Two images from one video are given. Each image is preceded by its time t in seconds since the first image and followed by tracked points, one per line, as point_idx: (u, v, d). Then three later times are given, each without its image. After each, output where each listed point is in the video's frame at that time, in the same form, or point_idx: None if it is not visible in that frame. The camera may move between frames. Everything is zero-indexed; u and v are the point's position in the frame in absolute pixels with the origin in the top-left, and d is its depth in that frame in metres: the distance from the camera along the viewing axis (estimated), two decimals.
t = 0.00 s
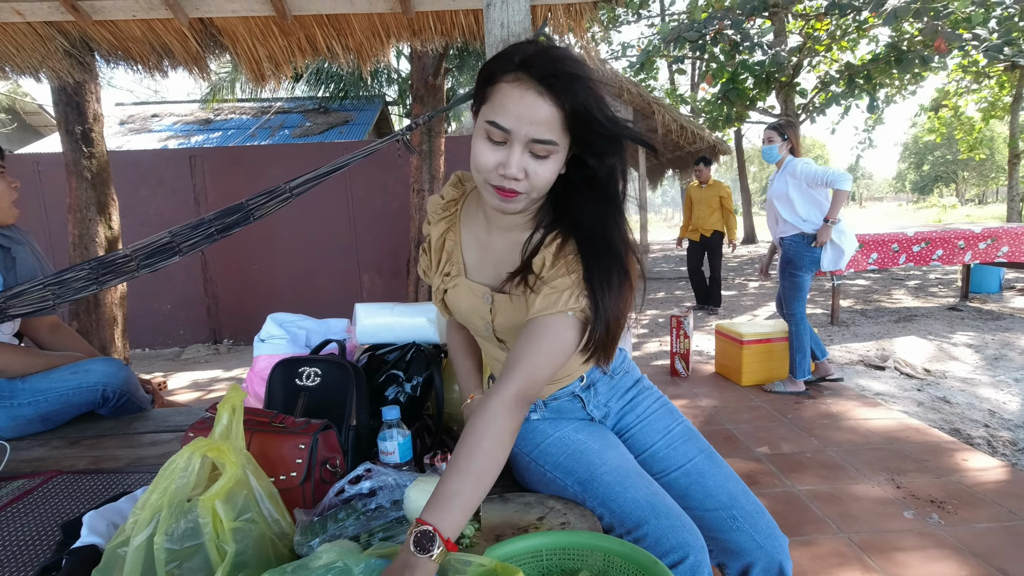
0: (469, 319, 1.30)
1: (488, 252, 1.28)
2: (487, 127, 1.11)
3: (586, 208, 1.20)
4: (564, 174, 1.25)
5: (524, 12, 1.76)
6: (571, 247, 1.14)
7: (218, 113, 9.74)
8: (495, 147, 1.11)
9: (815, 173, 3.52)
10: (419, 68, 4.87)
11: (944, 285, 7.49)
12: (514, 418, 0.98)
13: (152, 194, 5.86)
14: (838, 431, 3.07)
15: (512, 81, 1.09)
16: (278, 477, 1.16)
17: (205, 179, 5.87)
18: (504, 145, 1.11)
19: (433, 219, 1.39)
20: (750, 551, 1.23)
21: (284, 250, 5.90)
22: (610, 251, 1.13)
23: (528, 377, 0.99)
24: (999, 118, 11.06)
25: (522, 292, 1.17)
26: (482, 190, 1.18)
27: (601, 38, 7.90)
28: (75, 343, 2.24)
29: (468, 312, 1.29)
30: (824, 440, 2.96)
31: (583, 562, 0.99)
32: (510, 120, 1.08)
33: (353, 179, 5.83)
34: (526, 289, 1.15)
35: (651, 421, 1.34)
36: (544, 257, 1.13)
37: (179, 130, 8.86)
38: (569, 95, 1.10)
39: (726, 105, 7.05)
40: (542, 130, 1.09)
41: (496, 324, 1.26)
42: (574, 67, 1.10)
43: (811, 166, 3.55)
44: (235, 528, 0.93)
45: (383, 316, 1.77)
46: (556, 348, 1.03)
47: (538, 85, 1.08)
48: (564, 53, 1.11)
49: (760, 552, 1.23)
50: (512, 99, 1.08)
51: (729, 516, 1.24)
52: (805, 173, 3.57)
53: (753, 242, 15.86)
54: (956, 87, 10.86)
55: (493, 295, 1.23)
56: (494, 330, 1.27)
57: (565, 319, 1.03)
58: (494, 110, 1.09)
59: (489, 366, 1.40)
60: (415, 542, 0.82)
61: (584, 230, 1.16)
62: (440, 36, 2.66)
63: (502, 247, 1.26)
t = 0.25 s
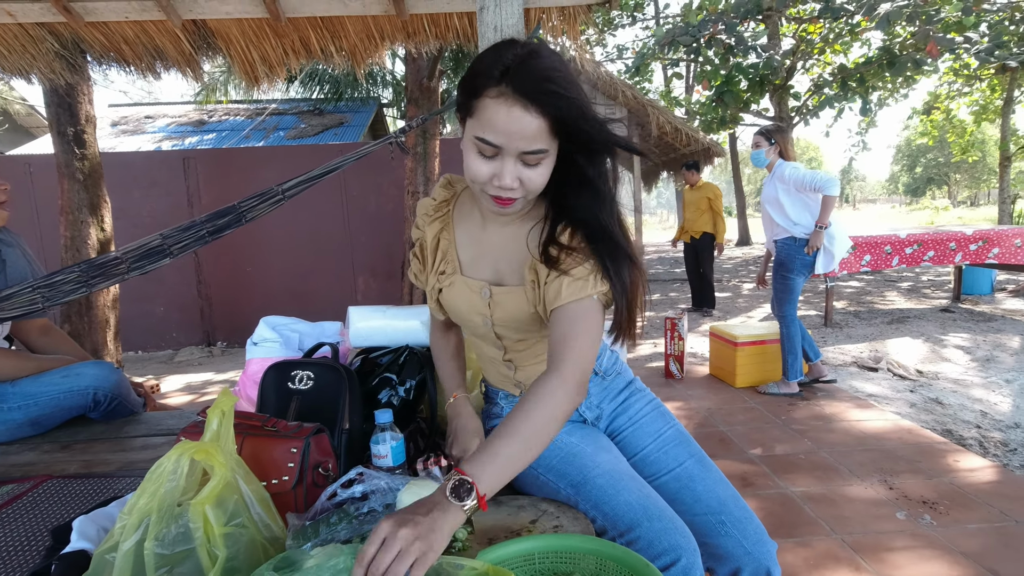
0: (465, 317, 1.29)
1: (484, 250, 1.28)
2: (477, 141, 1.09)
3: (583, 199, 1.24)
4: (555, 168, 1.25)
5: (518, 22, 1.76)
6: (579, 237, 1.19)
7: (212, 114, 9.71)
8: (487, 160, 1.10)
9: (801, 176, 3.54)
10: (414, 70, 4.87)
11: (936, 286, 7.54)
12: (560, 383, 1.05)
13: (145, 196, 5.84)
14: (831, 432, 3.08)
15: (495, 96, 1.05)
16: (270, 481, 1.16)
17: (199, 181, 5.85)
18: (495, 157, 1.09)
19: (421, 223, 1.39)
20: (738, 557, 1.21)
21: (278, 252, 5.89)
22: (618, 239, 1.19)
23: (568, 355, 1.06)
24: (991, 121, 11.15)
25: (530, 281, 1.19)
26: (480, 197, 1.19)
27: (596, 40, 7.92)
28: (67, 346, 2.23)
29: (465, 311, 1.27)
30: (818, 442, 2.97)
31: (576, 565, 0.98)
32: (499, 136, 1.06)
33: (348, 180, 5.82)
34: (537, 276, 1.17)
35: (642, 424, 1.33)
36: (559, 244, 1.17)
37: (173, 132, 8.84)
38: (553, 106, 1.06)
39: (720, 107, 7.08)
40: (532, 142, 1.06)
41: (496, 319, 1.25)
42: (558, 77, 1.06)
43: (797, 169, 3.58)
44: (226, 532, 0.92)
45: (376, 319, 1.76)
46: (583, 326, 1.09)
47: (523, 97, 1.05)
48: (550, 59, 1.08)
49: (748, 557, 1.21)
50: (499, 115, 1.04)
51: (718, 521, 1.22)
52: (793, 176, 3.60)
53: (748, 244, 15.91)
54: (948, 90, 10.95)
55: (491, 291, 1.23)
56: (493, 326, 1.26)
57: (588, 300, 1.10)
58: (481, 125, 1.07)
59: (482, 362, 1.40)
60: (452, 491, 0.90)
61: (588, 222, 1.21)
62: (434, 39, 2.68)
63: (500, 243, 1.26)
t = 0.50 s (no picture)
0: (469, 316, 1.25)
1: (485, 247, 1.26)
2: (464, 154, 1.10)
3: (577, 177, 1.23)
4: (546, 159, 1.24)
5: (513, 34, 1.77)
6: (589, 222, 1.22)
7: (206, 115, 9.67)
8: (476, 171, 1.11)
9: (789, 181, 3.59)
10: (409, 71, 4.90)
11: (928, 288, 7.59)
12: (629, 357, 1.17)
13: (138, 198, 5.81)
14: (825, 433, 3.09)
15: (476, 114, 1.05)
16: (262, 483, 1.15)
17: (192, 183, 5.82)
18: (483, 168, 1.10)
19: (408, 229, 1.34)
20: (724, 558, 1.16)
21: (272, 253, 5.87)
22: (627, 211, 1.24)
23: (619, 333, 1.17)
24: (981, 124, 11.25)
25: (544, 271, 1.20)
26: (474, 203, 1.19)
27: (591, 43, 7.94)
28: (57, 348, 2.21)
29: (470, 309, 1.23)
30: (811, 442, 2.98)
31: (568, 565, 0.98)
32: (484, 152, 1.07)
33: (342, 181, 5.81)
34: (553, 265, 1.19)
35: (632, 425, 1.31)
36: (576, 232, 1.21)
37: (166, 132, 8.80)
38: (534, 116, 1.06)
39: (714, 110, 7.11)
40: (516, 152, 1.08)
41: (504, 314, 1.22)
42: (539, 91, 1.07)
43: (785, 173, 3.63)
44: (218, 535, 0.92)
45: (370, 320, 1.75)
46: (618, 305, 1.19)
47: (503, 112, 1.05)
48: (530, 66, 1.09)
49: (734, 559, 1.15)
50: (480, 132, 1.05)
51: (705, 524, 1.17)
52: (781, 180, 3.65)
53: (742, 245, 15.99)
54: (939, 93, 11.04)
55: (499, 285, 1.21)
56: (501, 322, 1.23)
57: (614, 279, 1.18)
58: (466, 140, 1.08)
59: (477, 361, 1.36)
60: (530, 428, 1.07)
61: (595, 196, 1.23)
62: (429, 40, 2.68)
63: (501, 238, 1.25)
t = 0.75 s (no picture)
0: (467, 315, 1.22)
1: (481, 244, 1.24)
2: (456, 149, 1.09)
3: (568, 168, 1.24)
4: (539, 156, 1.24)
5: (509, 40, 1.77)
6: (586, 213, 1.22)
7: (201, 115, 9.65)
8: (468, 164, 1.09)
9: (782, 189, 3.59)
10: (404, 72, 4.97)
11: (922, 289, 7.64)
12: (638, 354, 1.18)
13: (132, 198, 5.78)
14: (819, 433, 3.10)
15: (470, 107, 1.05)
16: (253, 484, 1.14)
17: (187, 183, 5.80)
18: (476, 162, 1.09)
19: (401, 233, 1.32)
20: (718, 559, 1.15)
21: (267, 254, 5.86)
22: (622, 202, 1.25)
23: (628, 333, 1.19)
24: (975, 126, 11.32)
25: (542, 264, 1.19)
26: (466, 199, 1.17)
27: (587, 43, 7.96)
28: (49, 349, 2.20)
29: (468, 307, 1.22)
30: (805, 442, 2.99)
31: (561, 566, 0.98)
32: (477, 145, 1.06)
33: (338, 182, 5.80)
34: (551, 259, 1.19)
35: (627, 426, 1.31)
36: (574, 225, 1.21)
37: (161, 133, 8.77)
38: (526, 109, 1.05)
39: (710, 111, 7.14)
40: (510, 144, 1.07)
41: (502, 309, 1.20)
42: (529, 81, 1.06)
43: (780, 180, 3.61)
44: (208, 537, 0.91)
45: (364, 321, 1.73)
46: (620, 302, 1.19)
47: (495, 106, 1.05)
48: (521, 61, 1.09)
49: (728, 560, 1.15)
50: (474, 124, 1.05)
51: (699, 524, 1.17)
52: (774, 186, 3.64)
53: (737, 247, 16.04)
54: (933, 95, 11.10)
55: (496, 280, 1.19)
56: (500, 318, 1.21)
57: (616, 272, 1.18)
58: (459, 133, 1.07)
59: (471, 360, 1.31)
60: (563, 424, 1.09)
61: (589, 187, 1.24)
62: (424, 41, 2.67)
63: (496, 234, 1.24)
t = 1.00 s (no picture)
0: (448, 315, 1.19)
1: (464, 244, 1.21)
2: (432, 141, 1.07)
3: (546, 176, 1.21)
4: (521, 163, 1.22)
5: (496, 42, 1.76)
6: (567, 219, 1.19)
7: (199, 115, 9.64)
8: (443, 159, 1.08)
9: (781, 185, 3.58)
10: (398, 71, 4.98)
11: (919, 288, 7.63)
12: (601, 371, 1.19)
13: (126, 199, 5.76)
14: (813, 434, 3.09)
15: (445, 99, 1.05)
16: (225, 491, 1.12)
17: (181, 184, 5.79)
18: (451, 156, 1.08)
19: (383, 232, 1.29)
20: (698, 566, 1.14)
21: (262, 255, 5.84)
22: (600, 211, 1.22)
23: (595, 351, 1.18)
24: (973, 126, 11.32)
25: (523, 266, 1.16)
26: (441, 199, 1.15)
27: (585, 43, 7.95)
28: (32, 353, 2.18)
29: (449, 307, 1.18)
30: (798, 444, 2.98)
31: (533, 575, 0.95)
32: (452, 136, 1.05)
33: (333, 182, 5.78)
34: (531, 261, 1.16)
35: (609, 431, 1.29)
36: (554, 233, 1.18)
37: (159, 133, 8.76)
38: (501, 104, 1.05)
39: (708, 111, 7.14)
40: (485, 139, 1.05)
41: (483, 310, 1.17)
42: (503, 78, 1.06)
43: (778, 176, 3.61)
44: (177, 545, 0.91)
45: (346, 323, 1.70)
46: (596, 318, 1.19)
47: (470, 98, 1.04)
48: (500, 59, 1.08)
49: (708, 567, 1.13)
50: (448, 116, 1.04)
51: (680, 530, 1.16)
52: (773, 183, 3.64)
53: (736, 247, 16.04)
54: (932, 94, 11.09)
55: (477, 281, 1.16)
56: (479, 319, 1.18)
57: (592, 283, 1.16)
58: (436, 127, 1.06)
59: (453, 362, 1.28)
60: (534, 464, 1.06)
61: (568, 194, 1.21)
62: (416, 41, 2.66)
63: (479, 236, 1.21)
